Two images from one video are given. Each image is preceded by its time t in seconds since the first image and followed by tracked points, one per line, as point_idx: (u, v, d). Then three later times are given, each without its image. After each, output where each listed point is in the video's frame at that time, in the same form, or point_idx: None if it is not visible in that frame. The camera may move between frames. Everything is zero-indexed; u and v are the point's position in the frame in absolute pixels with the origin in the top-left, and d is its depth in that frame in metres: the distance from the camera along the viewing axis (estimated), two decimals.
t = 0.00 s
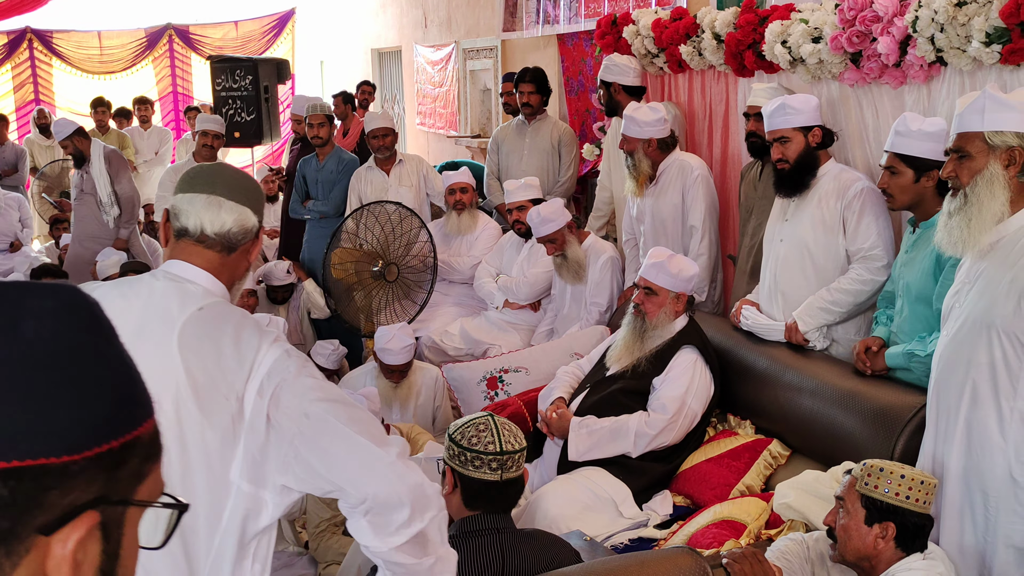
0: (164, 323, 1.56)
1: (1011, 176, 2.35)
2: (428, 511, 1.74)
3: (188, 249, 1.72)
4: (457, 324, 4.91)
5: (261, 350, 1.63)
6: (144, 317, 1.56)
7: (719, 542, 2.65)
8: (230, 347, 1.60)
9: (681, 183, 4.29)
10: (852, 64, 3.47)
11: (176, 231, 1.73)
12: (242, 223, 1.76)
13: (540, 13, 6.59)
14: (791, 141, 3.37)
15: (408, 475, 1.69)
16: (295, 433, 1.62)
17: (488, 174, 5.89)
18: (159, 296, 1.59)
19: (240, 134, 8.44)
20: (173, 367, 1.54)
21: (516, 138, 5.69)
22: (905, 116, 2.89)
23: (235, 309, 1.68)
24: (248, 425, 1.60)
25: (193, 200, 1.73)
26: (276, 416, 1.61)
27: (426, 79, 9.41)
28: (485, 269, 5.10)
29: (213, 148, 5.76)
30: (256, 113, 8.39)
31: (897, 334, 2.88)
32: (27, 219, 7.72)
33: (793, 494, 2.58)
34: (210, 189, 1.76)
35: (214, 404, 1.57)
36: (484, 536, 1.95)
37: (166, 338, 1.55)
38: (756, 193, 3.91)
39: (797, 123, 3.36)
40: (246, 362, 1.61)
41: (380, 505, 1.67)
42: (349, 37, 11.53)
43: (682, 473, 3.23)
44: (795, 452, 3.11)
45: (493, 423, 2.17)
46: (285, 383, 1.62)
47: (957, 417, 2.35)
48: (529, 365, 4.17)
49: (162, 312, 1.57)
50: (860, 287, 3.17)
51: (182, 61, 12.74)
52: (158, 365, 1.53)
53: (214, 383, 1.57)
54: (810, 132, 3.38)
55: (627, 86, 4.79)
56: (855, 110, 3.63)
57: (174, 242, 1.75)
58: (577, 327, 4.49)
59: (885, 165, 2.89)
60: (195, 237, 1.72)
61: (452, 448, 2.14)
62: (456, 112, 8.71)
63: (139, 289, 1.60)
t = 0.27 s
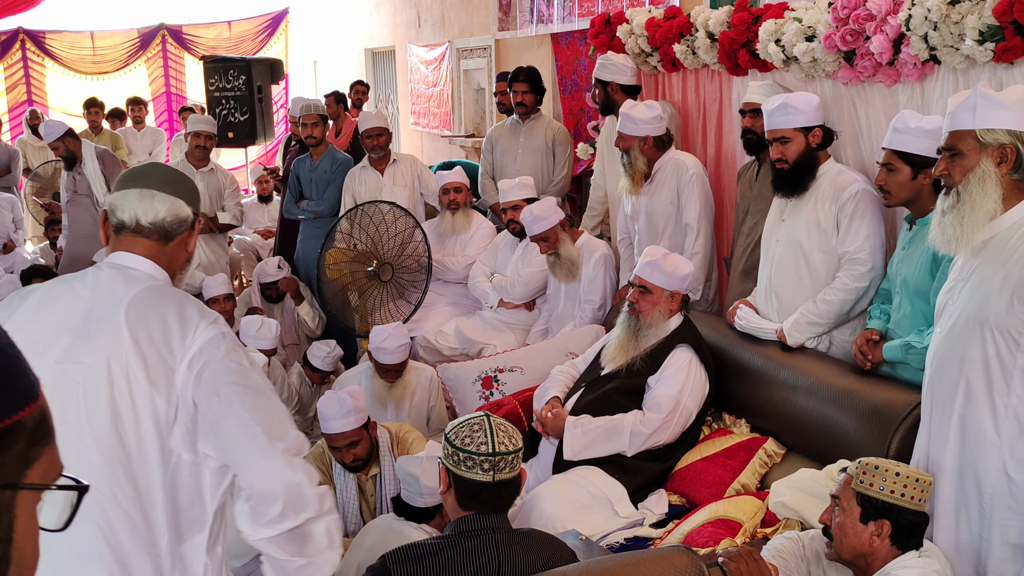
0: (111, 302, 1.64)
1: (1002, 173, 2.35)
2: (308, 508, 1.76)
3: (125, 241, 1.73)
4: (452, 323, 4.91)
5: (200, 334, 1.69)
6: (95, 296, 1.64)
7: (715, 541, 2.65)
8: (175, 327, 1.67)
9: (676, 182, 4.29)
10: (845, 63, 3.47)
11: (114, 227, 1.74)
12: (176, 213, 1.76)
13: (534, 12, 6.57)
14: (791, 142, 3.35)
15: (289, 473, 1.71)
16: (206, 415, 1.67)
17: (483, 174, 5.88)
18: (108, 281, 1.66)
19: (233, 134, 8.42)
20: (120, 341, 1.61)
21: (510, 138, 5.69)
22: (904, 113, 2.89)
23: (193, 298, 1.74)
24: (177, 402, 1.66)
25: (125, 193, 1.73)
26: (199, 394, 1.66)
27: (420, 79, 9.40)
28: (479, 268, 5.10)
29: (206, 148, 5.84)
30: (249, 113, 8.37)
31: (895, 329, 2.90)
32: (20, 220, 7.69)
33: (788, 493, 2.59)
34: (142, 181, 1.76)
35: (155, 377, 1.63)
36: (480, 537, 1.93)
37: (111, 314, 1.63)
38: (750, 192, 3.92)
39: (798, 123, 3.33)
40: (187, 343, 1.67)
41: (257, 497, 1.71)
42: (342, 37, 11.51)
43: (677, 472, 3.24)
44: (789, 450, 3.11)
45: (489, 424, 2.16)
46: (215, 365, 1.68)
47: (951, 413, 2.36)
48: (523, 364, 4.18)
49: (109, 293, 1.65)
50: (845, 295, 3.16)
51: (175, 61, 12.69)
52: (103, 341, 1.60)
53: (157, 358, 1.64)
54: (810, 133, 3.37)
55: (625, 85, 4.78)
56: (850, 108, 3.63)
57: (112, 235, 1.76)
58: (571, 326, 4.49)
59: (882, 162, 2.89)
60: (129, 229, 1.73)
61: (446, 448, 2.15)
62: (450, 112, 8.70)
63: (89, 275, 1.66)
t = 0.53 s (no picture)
0: (87, 299, 1.91)
1: (996, 171, 2.35)
2: (217, 550, 1.98)
3: (86, 243, 2.00)
4: (449, 323, 4.91)
5: (167, 345, 1.98)
6: (75, 293, 1.91)
7: (711, 540, 2.66)
8: (145, 333, 1.96)
9: (674, 180, 4.29)
10: (841, 62, 3.48)
11: (74, 231, 2.01)
12: (129, 215, 2.02)
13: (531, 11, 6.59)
14: (792, 146, 3.31)
15: (205, 515, 1.97)
16: (156, 426, 1.95)
17: (479, 174, 5.88)
18: (82, 281, 1.93)
19: (229, 134, 8.41)
20: (94, 334, 1.88)
21: (506, 137, 5.69)
22: (896, 112, 2.89)
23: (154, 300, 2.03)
24: (136, 402, 1.94)
25: (82, 201, 2.01)
26: (154, 403, 1.94)
27: (416, 79, 9.39)
28: (476, 268, 5.09)
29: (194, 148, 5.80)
30: (245, 113, 8.36)
31: (883, 332, 2.90)
32: (15, 220, 7.67)
33: (785, 492, 2.59)
34: (98, 189, 2.02)
35: (123, 372, 1.90)
36: (477, 536, 1.93)
37: (89, 315, 1.89)
38: (751, 194, 3.92)
39: (799, 128, 3.29)
40: (149, 350, 1.95)
41: (176, 529, 1.96)
42: (338, 37, 11.50)
43: (674, 471, 3.24)
44: (786, 449, 3.11)
45: (485, 423, 2.14)
46: (175, 381, 1.97)
47: (946, 411, 2.37)
48: (520, 363, 4.18)
49: (85, 293, 1.92)
50: (831, 302, 3.13)
51: (171, 61, 12.69)
52: (77, 334, 1.87)
53: (127, 355, 1.91)
54: (811, 137, 3.31)
55: (621, 84, 4.78)
56: (846, 107, 3.63)
57: (72, 238, 2.02)
58: (568, 325, 4.49)
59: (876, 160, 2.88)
60: (86, 230, 1.99)
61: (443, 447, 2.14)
62: (446, 111, 8.70)
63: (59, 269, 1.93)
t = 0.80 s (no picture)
0: (77, 298, 1.93)
1: (989, 170, 2.35)
2: (197, 544, 2.05)
3: (64, 254, 2.04)
4: (445, 323, 4.91)
5: (155, 346, 2.03)
6: (65, 292, 1.93)
7: (707, 538, 2.66)
8: (134, 334, 2.00)
9: (671, 179, 4.29)
10: (836, 60, 3.48)
11: (52, 245, 2.05)
12: (105, 227, 2.07)
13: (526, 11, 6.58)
14: (790, 153, 3.28)
15: (186, 510, 2.03)
16: (143, 425, 2.00)
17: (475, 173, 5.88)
18: (71, 282, 1.95)
19: (226, 134, 8.40)
20: (87, 332, 1.90)
21: (502, 137, 5.69)
22: (884, 112, 2.89)
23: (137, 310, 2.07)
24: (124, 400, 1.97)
25: (59, 216, 2.06)
26: (142, 403, 2.00)
27: (413, 79, 9.39)
28: (472, 267, 5.09)
29: (175, 149, 5.81)
30: (242, 113, 8.35)
31: (873, 334, 2.91)
32: (12, 220, 7.65)
33: (780, 490, 2.59)
34: (76, 207, 2.09)
35: (114, 370, 1.93)
36: (473, 536, 1.92)
37: (79, 308, 1.92)
38: (751, 195, 3.92)
39: (798, 135, 3.26)
40: (136, 351, 2.00)
41: (156, 526, 2.02)
42: (335, 37, 11.49)
43: (669, 469, 3.24)
44: (782, 448, 3.12)
45: (481, 422, 2.14)
46: (162, 382, 2.03)
47: (941, 409, 2.37)
48: (516, 363, 4.18)
49: (73, 293, 1.94)
50: (818, 307, 3.13)
51: (167, 61, 12.68)
52: (70, 330, 1.89)
53: (118, 353, 1.95)
54: (811, 143, 3.28)
55: (614, 83, 4.80)
56: (842, 105, 3.64)
57: (51, 252, 2.07)
58: (564, 324, 4.50)
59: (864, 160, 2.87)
60: (64, 243, 2.04)
61: (440, 448, 2.14)
62: (443, 111, 8.70)
63: (41, 277, 1.96)
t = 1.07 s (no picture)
0: (56, 295, 1.95)
1: (984, 167, 2.36)
2: (198, 528, 2.07)
3: (42, 261, 2.05)
4: (441, 321, 4.91)
5: (138, 336, 2.06)
6: (42, 291, 1.95)
7: (703, 536, 2.66)
8: (115, 327, 2.03)
9: (667, 176, 4.30)
10: (831, 59, 3.48)
11: (30, 253, 2.06)
12: (84, 235, 2.09)
13: (523, 9, 6.57)
14: (788, 154, 3.28)
15: (184, 493, 2.05)
16: (132, 416, 2.02)
17: (470, 172, 5.88)
18: (48, 282, 1.97)
19: (222, 133, 8.39)
20: (70, 326, 1.92)
21: (497, 135, 5.69)
22: (872, 115, 2.91)
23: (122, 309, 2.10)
24: (111, 391, 1.99)
25: (38, 226, 2.07)
26: (129, 393, 2.02)
27: (409, 77, 9.38)
28: (469, 266, 5.09)
29: (157, 148, 5.81)
30: (238, 112, 8.34)
31: (870, 329, 2.92)
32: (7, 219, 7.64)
33: (776, 488, 2.59)
34: (55, 219, 2.11)
35: (100, 361, 1.95)
36: (467, 534, 1.92)
37: (59, 303, 1.94)
38: (750, 194, 3.92)
39: (795, 136, 3.27)
40: (121, 343, 2.02)
41: (156, 512, 2.04)
42: (331, 36, 11.48)
43: (665, 467, 3.24)
44: (778, 446, 3.12)
45: (476, 420, 2.15)
46: (148, 373, 2.06)
47: (938, 407, 2.38)
48: (513, 361, 4.18)
49: (50, 291, 1.95)
50: (807, 309, 3.10)
51: (163, 59, 12.65)
52: (53, 325, 1.90)
53: (101, 344, 1.97)
54: (808, 144, 3.30)
55: (614, 81, 4.83)
56: (837, 103, 3.64)
57: (30, 261, 2.07)
58: (561, 323, 4.50)
59: (857, 160, 2.87)
60: (43, 250, 2.04)
61: (434, 447, 2.14)
62: (439, 110, 8.69)
63: (19, 281, 1.97)
